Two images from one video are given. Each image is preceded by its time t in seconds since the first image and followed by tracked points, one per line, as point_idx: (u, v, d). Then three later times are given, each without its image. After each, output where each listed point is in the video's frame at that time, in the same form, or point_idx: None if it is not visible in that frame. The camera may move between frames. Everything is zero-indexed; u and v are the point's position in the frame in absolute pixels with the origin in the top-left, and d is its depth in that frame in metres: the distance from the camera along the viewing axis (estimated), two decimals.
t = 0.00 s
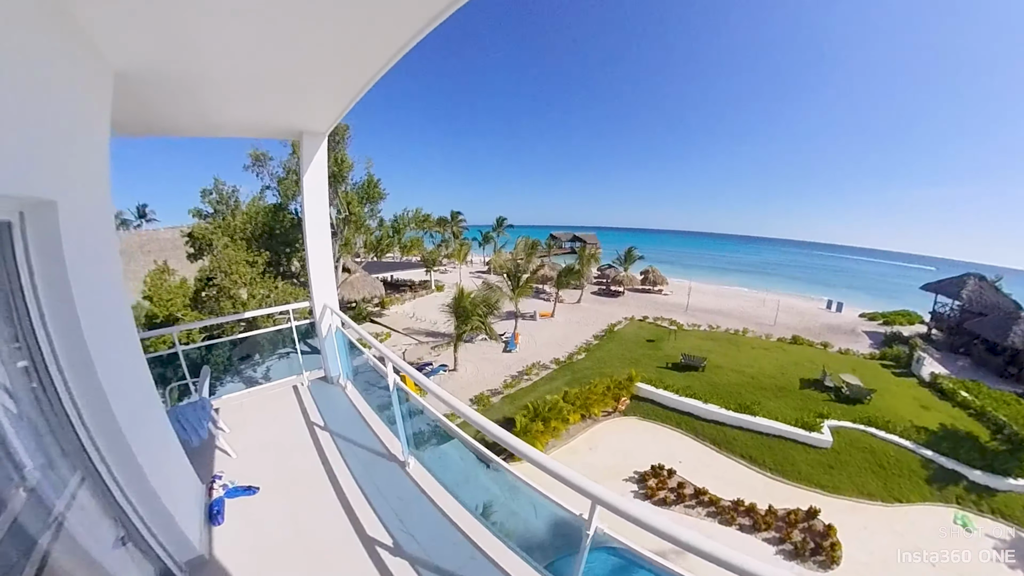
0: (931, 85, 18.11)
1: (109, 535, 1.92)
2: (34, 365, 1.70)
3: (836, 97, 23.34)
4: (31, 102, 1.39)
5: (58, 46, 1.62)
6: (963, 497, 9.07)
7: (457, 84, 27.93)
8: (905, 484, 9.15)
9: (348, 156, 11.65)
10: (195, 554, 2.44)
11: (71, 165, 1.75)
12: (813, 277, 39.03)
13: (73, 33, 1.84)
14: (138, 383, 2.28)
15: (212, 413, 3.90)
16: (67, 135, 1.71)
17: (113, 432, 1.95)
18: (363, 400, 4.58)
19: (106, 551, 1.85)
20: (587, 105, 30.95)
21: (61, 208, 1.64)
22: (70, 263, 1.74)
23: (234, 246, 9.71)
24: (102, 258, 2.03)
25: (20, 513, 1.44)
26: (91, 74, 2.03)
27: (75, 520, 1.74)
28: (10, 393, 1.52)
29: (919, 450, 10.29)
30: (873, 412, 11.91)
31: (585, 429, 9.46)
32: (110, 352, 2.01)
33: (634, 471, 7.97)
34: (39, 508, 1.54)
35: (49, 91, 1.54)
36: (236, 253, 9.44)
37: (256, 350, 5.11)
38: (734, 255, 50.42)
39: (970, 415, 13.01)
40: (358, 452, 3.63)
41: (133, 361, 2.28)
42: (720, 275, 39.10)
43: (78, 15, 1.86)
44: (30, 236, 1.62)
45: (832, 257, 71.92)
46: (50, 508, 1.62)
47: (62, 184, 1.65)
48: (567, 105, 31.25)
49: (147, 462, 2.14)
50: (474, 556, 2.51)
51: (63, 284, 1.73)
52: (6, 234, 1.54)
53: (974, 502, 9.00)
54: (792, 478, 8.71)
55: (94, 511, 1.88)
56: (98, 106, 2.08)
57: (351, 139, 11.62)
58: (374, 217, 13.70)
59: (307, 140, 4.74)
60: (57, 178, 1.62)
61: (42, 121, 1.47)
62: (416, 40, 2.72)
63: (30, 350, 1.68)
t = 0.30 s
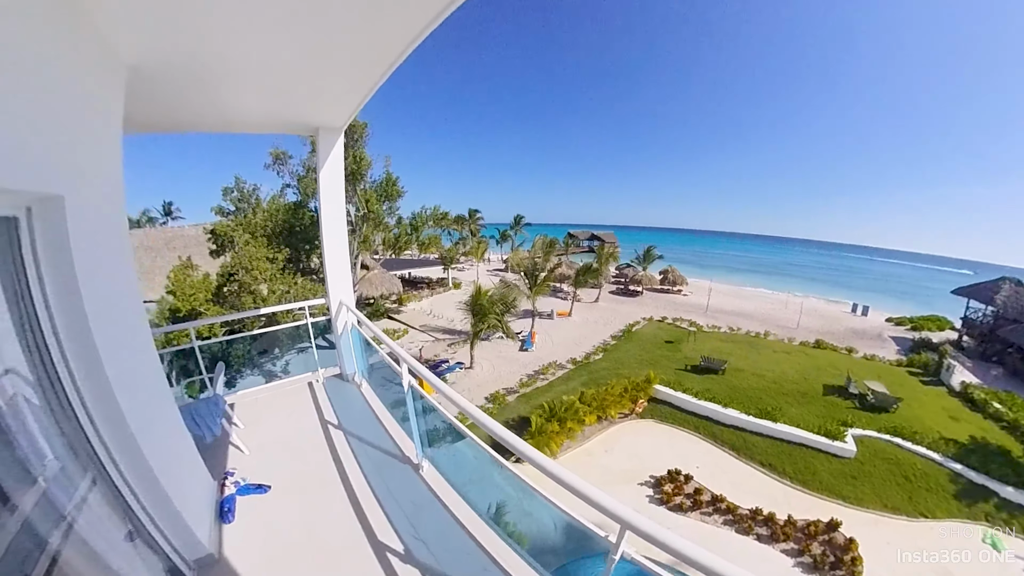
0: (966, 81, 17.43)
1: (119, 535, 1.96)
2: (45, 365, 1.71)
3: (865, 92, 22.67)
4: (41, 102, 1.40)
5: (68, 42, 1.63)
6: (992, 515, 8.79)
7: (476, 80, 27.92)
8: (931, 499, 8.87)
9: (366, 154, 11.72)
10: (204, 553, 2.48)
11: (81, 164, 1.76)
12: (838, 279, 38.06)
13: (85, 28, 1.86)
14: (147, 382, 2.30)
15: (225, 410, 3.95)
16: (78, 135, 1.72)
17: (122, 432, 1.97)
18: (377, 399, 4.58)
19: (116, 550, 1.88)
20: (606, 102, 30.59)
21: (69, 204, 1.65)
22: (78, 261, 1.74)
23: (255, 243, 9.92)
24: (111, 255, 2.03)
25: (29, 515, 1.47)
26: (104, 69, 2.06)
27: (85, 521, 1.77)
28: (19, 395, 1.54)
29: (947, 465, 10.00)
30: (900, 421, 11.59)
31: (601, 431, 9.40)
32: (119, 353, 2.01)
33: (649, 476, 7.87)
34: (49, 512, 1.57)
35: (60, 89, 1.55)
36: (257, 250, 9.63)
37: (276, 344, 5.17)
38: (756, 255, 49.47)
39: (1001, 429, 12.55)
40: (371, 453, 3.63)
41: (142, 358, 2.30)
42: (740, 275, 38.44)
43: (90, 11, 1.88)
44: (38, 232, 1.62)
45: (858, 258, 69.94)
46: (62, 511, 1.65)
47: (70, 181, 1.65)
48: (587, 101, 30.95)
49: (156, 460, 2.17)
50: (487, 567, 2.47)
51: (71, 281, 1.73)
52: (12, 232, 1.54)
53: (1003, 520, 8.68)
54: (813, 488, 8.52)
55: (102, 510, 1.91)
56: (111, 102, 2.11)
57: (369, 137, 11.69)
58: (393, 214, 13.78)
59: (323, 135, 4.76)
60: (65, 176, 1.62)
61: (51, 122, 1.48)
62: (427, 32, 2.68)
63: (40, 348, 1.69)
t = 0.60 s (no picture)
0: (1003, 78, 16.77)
1: (135, 536, 2.00)
2: (62, 368, 1.74)
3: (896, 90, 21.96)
4: (58, 112, 1.42)
5: (85, 49, 1.65)
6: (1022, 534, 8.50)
7: (495, 78, 27.84)
8: (958, 515, 8.61)
9: (385, 153, 11.80)
10: (220, 554, 2.50)
11: (99, 169, 1.78)
12: (863, 283, 37.04)
13: (102, 34, 1.88)
14: (164, 386, 2.33)
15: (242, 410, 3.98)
16: (96, 142, 1.74)
17: (138, 433, 2.00)
18: (393, 400, 4.56)
19: (132, 551, 1.92)
20: (626, 99, 30.22)
21: (87, 209, 1.67)
22: (96, 265, 1.76)
23: (276, 241, 10.08)
24: (129, 258, 2.06)
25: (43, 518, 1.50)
26: (121, 73, 2.08)
27: (101, 524, 1.80)
28: (37, 399, 1.57)
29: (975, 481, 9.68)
30: (926, 434, 11.27)
31: (617, 435, 9.33)
32: (136, 357, 2.05)
33: (664, 481, 7.79)
34: (65, 516, 1.60)
35: (77, 97, 1.57)
36: (278, 248, 9.78)
37: (296, 340, 5.19)
38: (778, 257, 48.43)
39: None
40: (386, 457, 3.62)
41: (160, 359, 2.33)
42: (761, 277, 37.74)
43: (107, 15, 1.90)
44: (58, 236, 1.64)
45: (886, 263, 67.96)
46: (78, 514, 1.69)
47: (88, 187, 1.67)
48: (607, 99, 30.63)
49: (171, 461, 2.20)
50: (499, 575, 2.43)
51: (89, 284, 1.75)
52: (32, 238, 1.56)
53: None
54: (833, 500, 8.31)
55: (118, 513, 1.95)
56: (129, 107, 2.14)
57: (387, 137, 11.76)
58: (411, 213, 13.86)
59: (342, 135, 4.78)
60: (83, 182, 1.64)
61: (69, 131, 1.49)
62: (443, 32, 2.66)
63: (58, 349, 1.72)
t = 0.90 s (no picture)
0: None
1: (150, 544, 2.03)
2: (80, 380, 1.77)
3: (929, 90, 21.33)
4: (72, 127, 1.43)
5: (99, 62, 1.65)
6: None
7: (516, 75, 27.84)
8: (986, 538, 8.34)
9: (404, 152, 11.88)
10: (237, 558, 2.55)
11: (116, 181, 1.80)
12: (891, 287, 36.00)
13: (116, 39, 1.89)
14: (182, 394, 2.36)
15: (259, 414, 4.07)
16: (111, 156, 1.75)
17: (155, 445, 2.02)
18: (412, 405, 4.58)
19: (147, 559, 1.95)
20: (647, 96, 29.83)
21: (104, 221, 1.67)
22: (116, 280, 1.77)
23: (297, 239, 10.24)
24: (145, 267, 2.07)
25: (52, 527, 1.54)
26: (136, 79, 2.09)
27: (118, 532, 1.85)
28: (51, 410, 1.60)
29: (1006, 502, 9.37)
30: (955, 448, 10.94)
31: (634, 439, 9.26)
32: (156, 366, 2.07)
33: (680, 488, 7.71)
34: (79, 524, 1.64)
35: (91, 109, 1.58)
36: (299, 246, 9.94)
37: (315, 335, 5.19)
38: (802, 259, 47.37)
39: None
40: (404, 463, 3.63)
41: (180, 371, 2.36)
42: (783, 279, 37.00)
43: (118, 17, 1.90)
44: (73, 250, 1.64)
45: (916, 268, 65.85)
46: (95, 521, 1.73)
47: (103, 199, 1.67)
48: (628, 97, 30.43)
49: (191, 471, 2.23)
50: None
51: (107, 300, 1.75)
52: (47, 252, 1.58)
53: None
54: (854, 513, 8.12)
55: (134, 520, 1.98)
56: (144, 115, 2.15)
57: (407, 135, 11.83)
58: (430, 211, 13.92)
59: (362, 135, 4.79)
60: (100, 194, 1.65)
61: (84, 145, 1.51)
62: (463, 31, 2.62)
63: (74, 360, 1.75)
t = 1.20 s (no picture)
0: None
1: (162, 552, 2.05)
2: (90, 384, 1.77)
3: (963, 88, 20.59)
4: (78, 124, 1.41)
5: (107, 60, 1.64)
6: None
7: (536, 73, 27.83)
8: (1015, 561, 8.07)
9: (423, 151, 11.92)
10: (247, 562, 2.57)
11: (126, 181, 1.79)
12: (919, 292, 34.90)
13: (128, 34, 1.89)
14: (194, 399, 2.37)
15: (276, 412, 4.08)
16: (120, 156, 1.74)
17: (167, 448, 2.02)
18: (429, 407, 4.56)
19: (159, 565, 1.97)
20: (668, 93, 29.39)
21: (111, 221, 1.66)
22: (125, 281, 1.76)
23: (316, 237, 10.37)
24: (155, 266, 2.05)
25: (62, 533, 1.54)
26: (148, 77, 2.09)
27: (130, 536, 1.86)
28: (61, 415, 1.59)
29: None
30: (985, 465, 10.59)
31: (651, 444, 9.18)
32: (167, 372, 2.07)
33: (697, 496, 7.60)
34: (90, 529, 1.66)
35: (98, 107, 1.55)
36: (319, 244, 10.05)
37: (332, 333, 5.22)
38: (827, 261, 46.25)
39: None
40: (420, 469, 3.61)
41: (190, 374, 2.36)
42: (805, 282, 36.21)
43: (132, 16, 1.90)
44: (80, 248, 1.62)
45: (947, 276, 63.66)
46: (107, 524, 1.74)
47: (110, 198, 1.64)
48: (650, 94, 30.14)
49: (202, 475, 2.25)
50: None
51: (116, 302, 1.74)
52: (56, 254, 1.56)
53: None
54: (877, 527, 7.91)
55: (147, 526, 2.00)
56: (155, 116, 2.15)
57: (425, 134, 11.85)
58: (449, 210, 13.95)
59: (381, 132, 4.79)
60: (108, 194, 1.64)
61: (93, 145, 1.49)
62: (483, 27, 2.57)
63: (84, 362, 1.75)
